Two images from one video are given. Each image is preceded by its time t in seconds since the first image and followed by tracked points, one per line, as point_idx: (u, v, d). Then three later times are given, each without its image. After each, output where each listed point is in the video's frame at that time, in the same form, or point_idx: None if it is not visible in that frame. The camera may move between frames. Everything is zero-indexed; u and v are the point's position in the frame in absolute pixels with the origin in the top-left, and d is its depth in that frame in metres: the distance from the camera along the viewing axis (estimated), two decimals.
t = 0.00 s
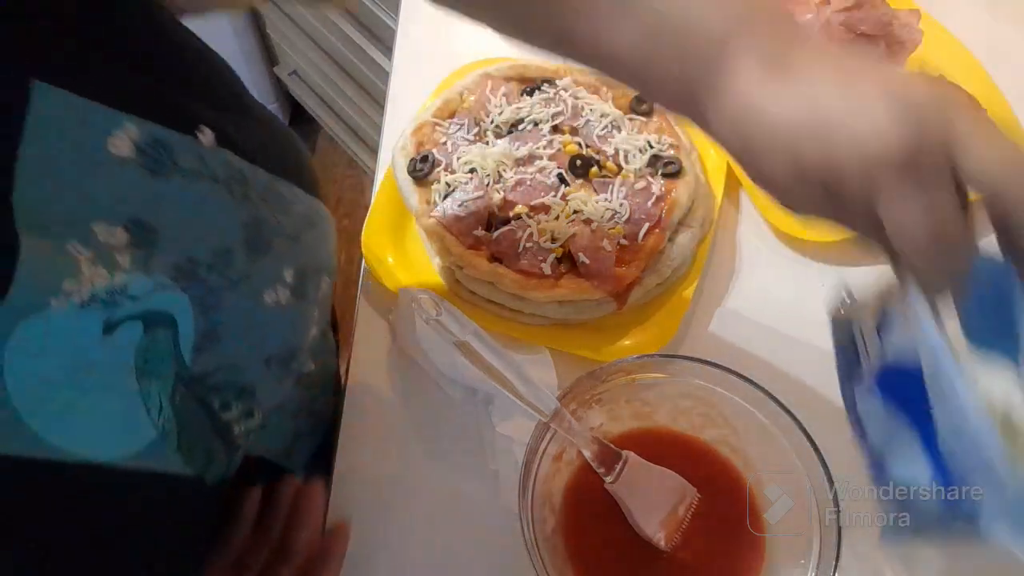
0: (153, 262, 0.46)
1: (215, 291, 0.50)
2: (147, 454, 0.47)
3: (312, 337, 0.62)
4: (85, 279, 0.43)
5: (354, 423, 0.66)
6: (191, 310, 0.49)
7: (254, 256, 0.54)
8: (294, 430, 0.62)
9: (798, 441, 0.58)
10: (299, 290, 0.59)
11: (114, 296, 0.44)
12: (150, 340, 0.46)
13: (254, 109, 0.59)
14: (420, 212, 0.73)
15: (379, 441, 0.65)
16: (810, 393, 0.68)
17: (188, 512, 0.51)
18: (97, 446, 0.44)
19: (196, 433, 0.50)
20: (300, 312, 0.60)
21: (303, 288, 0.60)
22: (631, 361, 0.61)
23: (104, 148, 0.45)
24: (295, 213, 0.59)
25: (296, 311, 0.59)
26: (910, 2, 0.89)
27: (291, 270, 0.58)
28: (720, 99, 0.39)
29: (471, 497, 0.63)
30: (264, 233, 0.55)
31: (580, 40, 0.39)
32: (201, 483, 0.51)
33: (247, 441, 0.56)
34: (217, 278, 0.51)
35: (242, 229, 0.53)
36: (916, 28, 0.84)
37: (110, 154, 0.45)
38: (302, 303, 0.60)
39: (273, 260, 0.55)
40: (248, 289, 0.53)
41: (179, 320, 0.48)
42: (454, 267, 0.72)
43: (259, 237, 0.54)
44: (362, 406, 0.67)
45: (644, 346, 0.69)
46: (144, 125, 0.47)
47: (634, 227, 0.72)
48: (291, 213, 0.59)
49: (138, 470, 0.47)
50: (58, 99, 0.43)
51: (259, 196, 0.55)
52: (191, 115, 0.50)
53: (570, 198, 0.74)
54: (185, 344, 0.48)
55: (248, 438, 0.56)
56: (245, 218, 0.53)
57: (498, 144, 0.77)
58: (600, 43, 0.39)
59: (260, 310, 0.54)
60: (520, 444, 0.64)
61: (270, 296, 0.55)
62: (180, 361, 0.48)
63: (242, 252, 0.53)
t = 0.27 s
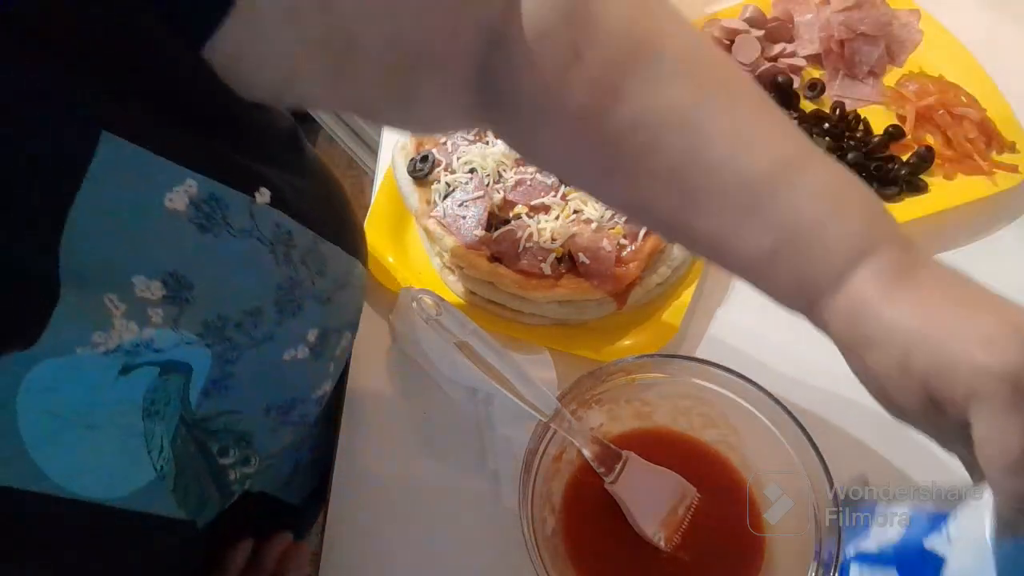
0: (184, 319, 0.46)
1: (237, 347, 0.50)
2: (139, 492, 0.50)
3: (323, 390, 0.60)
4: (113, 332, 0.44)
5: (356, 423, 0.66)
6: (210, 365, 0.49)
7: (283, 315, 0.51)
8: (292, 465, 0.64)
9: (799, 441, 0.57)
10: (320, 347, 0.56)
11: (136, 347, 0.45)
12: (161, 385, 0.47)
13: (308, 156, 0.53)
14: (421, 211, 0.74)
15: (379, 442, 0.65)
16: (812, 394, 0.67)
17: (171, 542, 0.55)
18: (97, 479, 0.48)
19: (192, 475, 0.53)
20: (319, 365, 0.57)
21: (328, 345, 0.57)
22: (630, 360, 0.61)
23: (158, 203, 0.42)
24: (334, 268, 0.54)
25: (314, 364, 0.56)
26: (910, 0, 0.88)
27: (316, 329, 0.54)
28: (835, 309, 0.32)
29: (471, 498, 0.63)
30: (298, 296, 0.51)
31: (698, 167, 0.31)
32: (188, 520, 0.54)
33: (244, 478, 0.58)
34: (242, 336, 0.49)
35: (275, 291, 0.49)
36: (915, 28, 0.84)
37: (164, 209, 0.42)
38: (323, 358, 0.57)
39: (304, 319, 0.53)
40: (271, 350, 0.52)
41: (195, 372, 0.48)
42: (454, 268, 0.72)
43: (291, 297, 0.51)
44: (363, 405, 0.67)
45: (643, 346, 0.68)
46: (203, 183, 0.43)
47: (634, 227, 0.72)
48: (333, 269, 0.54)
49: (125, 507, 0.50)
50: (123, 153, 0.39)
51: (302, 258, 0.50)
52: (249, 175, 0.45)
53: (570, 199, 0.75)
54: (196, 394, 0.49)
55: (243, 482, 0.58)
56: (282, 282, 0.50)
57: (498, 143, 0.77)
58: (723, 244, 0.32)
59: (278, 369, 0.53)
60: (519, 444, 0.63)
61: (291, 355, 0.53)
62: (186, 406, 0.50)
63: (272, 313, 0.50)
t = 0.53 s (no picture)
0: (188, 324, 0.44)
1: (243, 354, 0.48)
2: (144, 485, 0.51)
3: (327, 393, 0.58)
4: (118, 338, 0.43)
5: (356, 423, 0.66)
6: (213, 370, 0.48)
7: (288, 323, 0.48)
8: (292, 457, 0.63)
9: (799, 441, 0.58)
10: (325, 351, 0.53)
11: (142, 354, 0.44)
12: (166, 388, 0.47)
13: (322, 159, 0.48)
14: (421, 211, 0.74)
15: (379, 442, 0.65)
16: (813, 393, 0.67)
17: (174, 533, 0.56)
18: (103, 472, 0.49)
19: (195, 468, 0.53)
20: (324, 369, 0.55)
21: (334, 349, 0.54)
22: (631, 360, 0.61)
23: (174, 211, 0.39)
24: (342, 270, 0.50)
25: (319, 367, 0.54)
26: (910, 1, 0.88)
27: (322, 334, 0.51)
28: (867, 386, 0.35)
29: (471, 499, 0.63)
30: (307, 304, 0.48)
31: (723, 248, 0.33)
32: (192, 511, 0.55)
33: (249, 475, 0.57)
34: (248, 342, 0.48)
35: (283, 298, 0.47)
36: (915, 28, 0.85)
37: (178, 216, 0.39)
38: (328, 361, 0.55)
39: (311, 324, 0.50)
40: (275, 356, 0.50)
41: (200, 375, 0.48)
42: (454, 268, 0.72)
43: (297, 305, 0.48)
44: (364, 405, 0.67)
45: (644, 346, 0.68)
46: (221, 191, 0.39)
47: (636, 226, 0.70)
48: (339, 276, 0.50)
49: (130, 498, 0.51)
50: (140, 162, 0.36)
51: (312, 264, 0.47)
52: (260, 182, 0.41)
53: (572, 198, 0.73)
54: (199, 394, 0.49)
55: (249, 480, 0.58)
56: (291, 289, 0.47)
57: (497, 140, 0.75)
58: (749, 320, 0.34)
59: (283, 372, 0.52)
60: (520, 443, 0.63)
61: (297, 359, 0.52)
62: (190, 406, 0.50)
63: (278, 320, 0.48)
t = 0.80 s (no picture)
0: (207, 273, 0.40)
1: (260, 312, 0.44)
2: (167, 460, 0.44)
3: (336, 359, 0.55)
4: (139, 282, 0.37)
5: (355, 423, 0.66)
6: (232, 323, 0.43)
7: (304, 279, 0.45)
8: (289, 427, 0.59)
9: (799, 442, 0.57)
10: (336, 311, 0.51)
11: (162, 300, 0.38)
12: (185, 344, 0.42)
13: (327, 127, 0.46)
14: (422, 211, 0.74)
15: (379, 442, 0.65)
16: (814, 394, 0.67)
17: (192, 514, 0.49)
18: (119, 449, 0.41)
19: (213, 434, 0.48)
20: (335, 330, 0.52)
21: (342, 311, 0.52)
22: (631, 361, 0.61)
23: (189, 164, 0.35)
24: (350, 232, 0.47)
25: (329, 330, 0.51)
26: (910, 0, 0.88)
27: (333, 294, 0.49)
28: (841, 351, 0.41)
29: (471, 497, 0.63)
30: (321, 255, 0.45)
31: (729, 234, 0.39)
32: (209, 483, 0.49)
33: (258, 441, 0.53)
34: (263, 300, 0.44)
35: (296, 251, 0.43)
36: (915, 28, 0.84)
37: (195, 171, 0.36)
38: (337, 322, 0.52)
39: (323, 285, 0.47)
40: (293, 312, 0.46)
41: (218, 331, 0.43)
42: (454, 267, 0.72)
43: (312, 263, 0.45)
44: (363, 405, 0.67)
45: (643, 347, 0.69)
46: (237, 146, 0.36)
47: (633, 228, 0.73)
48: (349, 241, 0.48)
49: (153, 475, 0.44)
50: (162, 123, 0.33)
51: (323, 220, 0.44)
52: (278, 137, 0.38)
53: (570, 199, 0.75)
54: (217, 351, 0.44)
55: (260, 439, 0.53)
56: (307, 243, 0.44)
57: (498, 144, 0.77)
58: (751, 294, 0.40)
59: (296, 334, 0.48)
60: (520, 444, 0.63)
61: (309, 319, 0.48)
62: (206, 363, 0.44)
63: (292, 277, 0.44)
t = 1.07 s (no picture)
0: (207, 202, 0.47)
1: (258, 248, 0.51)
2: (162, 386, 0.49)
3: (343, 320, 0.59)
4: (140, 198, 0.45)
5: (356, 421, 0.66)
6: (228, 255, 0.49)
7: (301, 223, 0.52)
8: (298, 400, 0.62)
9: (799, 441, 0.58)
10: (338, 263, 0.56)
11: (160, 223, 0.45)
12: (186, 276, 0.48)
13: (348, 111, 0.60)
14: (421, 211, 0.74)
15: (379, 441, 0.65)
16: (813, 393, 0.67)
17: (186, 445, 0.54)
18: (122, 367, 0.47)
19: (212, 376, 0.52)
20: (340, 285, 0.57)
21: (344, 265, 0.56)
22: (632, 361, 0.61)
23: (188, 96, 0.46)
24: (352, 186, 0.56)
25: (332, 282, 0.56)
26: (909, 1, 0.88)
27: (334, 244, 0.55)
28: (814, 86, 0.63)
29: (471, 495, 0.63)
30: (315, 204, 0.53)
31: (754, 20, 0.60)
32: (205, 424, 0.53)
33: (263, 396, 0.56)
34: (260, 235, 0.50)
35: (293, 194, 0.51)
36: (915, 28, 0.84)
37: (192, 101, 0.46)
38: (341, 276, 0.57)
39: (319, 230, 0.54)
40: (286, 252, 0.52)
41: (216, 264, 0.49)
42: (455, 268, 0.72)
43: (308, 207, 0.53)
44: (363, 404, 0.67)
45: (644, 346, 0.69)
46: (227, 83, 0.48)
47: (634, 228, 0.73)
48: (349, 194, 0.56)
49: (149, 401, 0.49)
50: (155, 48, 0.45)
51: (321, 170, 0.53)
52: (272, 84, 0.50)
53: (571, 199, 0.74)
54: (218, 289, 0.49)
55: (261, 391, 0.56)
56: (298, 184, 0.52)
57: (499, 145, 0.77)
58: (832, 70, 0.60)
59: (296, 278, 0.53)
60: (519, 443, 0.63)
61: (309, 265, 0.54)
62: (212, 308, 0.50)
63: (289, 215, 0.52)
